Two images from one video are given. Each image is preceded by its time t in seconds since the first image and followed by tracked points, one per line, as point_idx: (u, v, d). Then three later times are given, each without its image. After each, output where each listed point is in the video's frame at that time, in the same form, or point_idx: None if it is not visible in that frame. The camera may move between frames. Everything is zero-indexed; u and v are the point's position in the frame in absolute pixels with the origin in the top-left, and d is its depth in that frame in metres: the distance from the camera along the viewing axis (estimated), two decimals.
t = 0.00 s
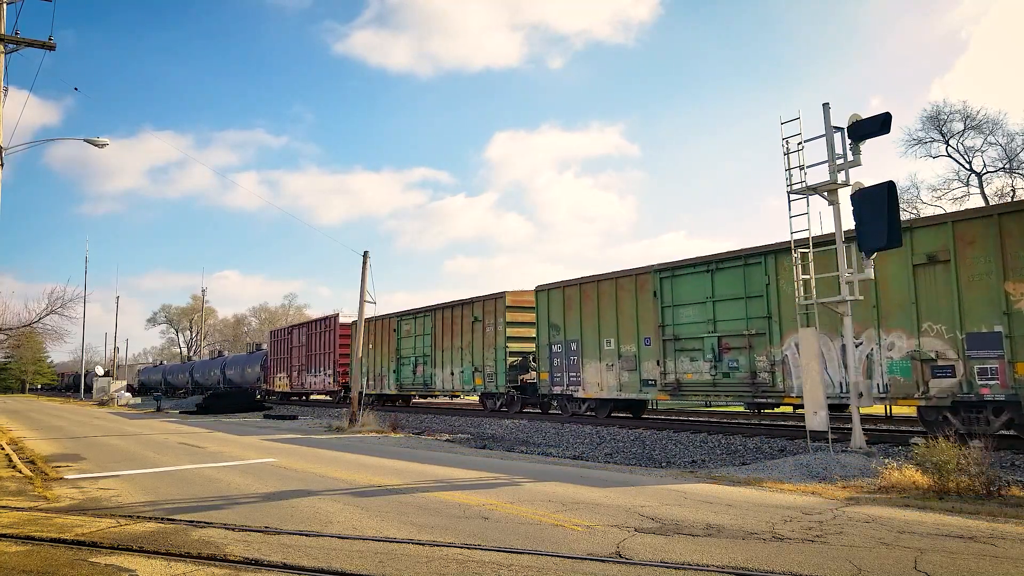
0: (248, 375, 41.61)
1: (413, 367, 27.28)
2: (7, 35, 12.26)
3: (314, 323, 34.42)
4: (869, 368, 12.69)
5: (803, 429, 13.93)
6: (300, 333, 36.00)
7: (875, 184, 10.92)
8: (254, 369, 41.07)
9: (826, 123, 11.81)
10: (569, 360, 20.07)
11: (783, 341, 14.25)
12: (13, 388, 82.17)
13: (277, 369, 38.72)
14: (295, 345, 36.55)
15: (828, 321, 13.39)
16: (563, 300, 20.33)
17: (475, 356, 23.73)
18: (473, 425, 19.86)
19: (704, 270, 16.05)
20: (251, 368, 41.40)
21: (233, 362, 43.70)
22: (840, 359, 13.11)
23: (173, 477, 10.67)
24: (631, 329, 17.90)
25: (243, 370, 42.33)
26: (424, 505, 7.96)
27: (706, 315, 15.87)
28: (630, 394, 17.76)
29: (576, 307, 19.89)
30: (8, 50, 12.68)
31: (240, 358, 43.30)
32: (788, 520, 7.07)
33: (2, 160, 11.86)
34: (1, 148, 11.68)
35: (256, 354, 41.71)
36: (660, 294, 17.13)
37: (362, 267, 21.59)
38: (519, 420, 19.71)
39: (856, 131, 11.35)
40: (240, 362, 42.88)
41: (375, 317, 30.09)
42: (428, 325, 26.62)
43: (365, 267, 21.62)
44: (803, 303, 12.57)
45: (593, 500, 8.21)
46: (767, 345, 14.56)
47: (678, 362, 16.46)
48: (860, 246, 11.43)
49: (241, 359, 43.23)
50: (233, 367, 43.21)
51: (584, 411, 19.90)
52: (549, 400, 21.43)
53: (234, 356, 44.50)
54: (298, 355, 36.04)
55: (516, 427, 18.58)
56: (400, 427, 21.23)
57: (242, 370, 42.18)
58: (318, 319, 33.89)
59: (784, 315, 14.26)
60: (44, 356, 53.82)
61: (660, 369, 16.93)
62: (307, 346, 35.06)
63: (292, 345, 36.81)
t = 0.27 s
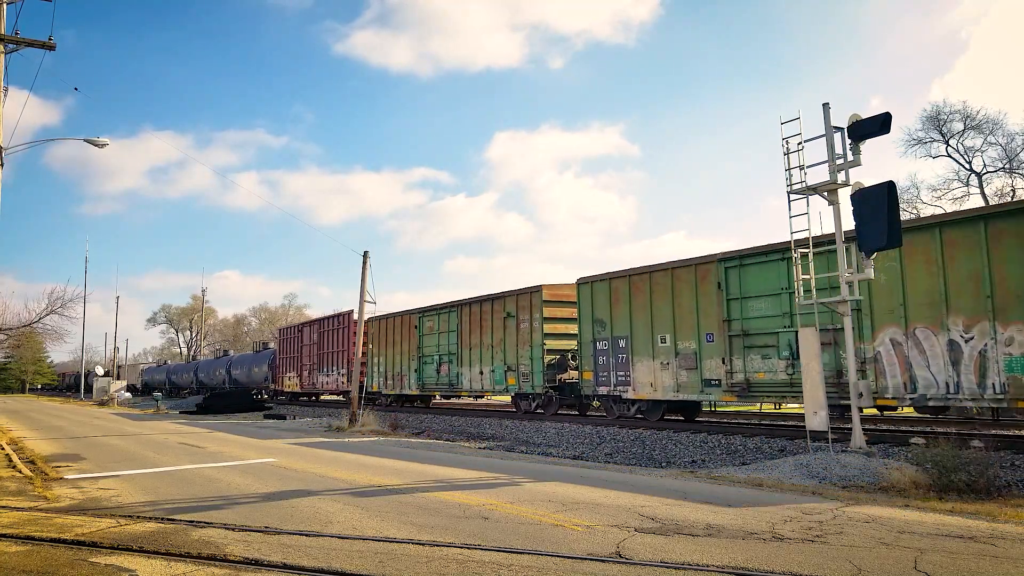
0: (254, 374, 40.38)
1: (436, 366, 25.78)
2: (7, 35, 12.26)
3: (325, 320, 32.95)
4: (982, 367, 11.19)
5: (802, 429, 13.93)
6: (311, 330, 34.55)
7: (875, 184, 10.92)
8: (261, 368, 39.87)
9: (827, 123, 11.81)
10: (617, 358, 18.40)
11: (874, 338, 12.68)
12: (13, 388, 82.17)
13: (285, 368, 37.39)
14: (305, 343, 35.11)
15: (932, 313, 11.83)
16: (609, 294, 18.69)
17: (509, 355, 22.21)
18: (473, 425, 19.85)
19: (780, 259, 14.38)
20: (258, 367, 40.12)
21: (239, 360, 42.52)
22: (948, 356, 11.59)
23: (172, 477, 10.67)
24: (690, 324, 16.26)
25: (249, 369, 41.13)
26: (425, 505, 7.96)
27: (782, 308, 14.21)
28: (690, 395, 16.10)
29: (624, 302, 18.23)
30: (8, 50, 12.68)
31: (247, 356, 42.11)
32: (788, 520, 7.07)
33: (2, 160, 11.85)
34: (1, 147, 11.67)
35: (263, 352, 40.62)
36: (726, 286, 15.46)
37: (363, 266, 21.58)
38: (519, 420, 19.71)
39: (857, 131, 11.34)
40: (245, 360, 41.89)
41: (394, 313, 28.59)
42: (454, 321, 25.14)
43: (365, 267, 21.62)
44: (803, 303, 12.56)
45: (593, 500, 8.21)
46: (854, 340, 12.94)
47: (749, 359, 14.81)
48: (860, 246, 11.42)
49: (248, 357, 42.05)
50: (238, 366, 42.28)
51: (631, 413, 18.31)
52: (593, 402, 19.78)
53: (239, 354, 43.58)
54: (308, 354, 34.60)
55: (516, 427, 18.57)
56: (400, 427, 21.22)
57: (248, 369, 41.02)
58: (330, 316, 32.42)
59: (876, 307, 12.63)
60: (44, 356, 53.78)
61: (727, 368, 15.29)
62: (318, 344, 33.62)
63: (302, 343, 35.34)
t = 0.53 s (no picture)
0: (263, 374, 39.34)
1: (462, 365, 24.23)
2: (7, 35, 12.26)
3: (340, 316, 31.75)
4: None
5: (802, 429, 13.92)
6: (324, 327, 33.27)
7: (875, 184, 10.93)
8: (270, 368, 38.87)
9: (827, 123, 11.81)
10: (673, 356, 16.88)
11: (987, 332, 11.12)
12: (13, 388, 82.19)
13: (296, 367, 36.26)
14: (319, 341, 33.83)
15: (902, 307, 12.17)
16: (663, 285, 17.19)
17: (546, 353, 20.57)
18: (473, 424, 19.85)
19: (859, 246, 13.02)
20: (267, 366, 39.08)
21: (247, 360, 41.55)
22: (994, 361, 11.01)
23: (172, 477, 10.67)
24: (759, 319, 14.80)
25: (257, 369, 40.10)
26: (425, 505, 7.96)
27: (871, 299, 12.62)
28: (762, 396, 14.63)
29: (679, 295, 16.75)
30: (8, 50, 12.68)
31: (255, 356, 41.09)
32: (788, 520, 7.07)
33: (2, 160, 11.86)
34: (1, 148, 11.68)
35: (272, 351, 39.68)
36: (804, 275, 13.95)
37: (363, 266, 21.59)
38: (519, 420, 19.70)
39: (857, 131, 11.35)
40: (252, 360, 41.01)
41: (414, 308, 27.02)
42: (483, 317, 23.59)
43: (365, 267, 21.63)
44: (803, 303, 12.57)
45: (593, 500, 8.21)
46: (964, 335, 11.39)
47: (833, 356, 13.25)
48: (860, 246, 11.43)
49: (257, 356, 41.05)
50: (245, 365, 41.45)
51: (689, 416, 16.76)
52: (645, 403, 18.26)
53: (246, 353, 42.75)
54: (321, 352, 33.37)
55: (516, 427, 18.57)
56: (400, 427, 21.21)
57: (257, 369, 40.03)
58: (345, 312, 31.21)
59: (990, 295, 11.13)
60: (44, 356, 53.76)
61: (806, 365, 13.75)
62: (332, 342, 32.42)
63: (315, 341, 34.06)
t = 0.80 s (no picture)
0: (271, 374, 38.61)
1: (493, 365, 22.70)
2: (7, 35, 12.26)
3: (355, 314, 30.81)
4: None
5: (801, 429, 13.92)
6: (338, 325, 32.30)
7: (875, 184, 10.92)
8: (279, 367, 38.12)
9: (827, 123, 11.81)
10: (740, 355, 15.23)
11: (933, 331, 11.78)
12: (13, 387, 82.24)
13: (307, 367, 35.35)
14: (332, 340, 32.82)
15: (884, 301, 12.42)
16: (730, 276, 15.41)
17: (590, 351, 18.97)
18: (473, 425, 19.85)
19: (928, 237, 11.95)
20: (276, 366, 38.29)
21: (256, 360, 40.81)
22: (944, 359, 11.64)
23: (173, 477, 10.68)
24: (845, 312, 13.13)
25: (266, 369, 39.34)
26: (425, 505, 7.96)
27: (983, 288, 11.28)
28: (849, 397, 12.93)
29: (748, 288, 15.02)
30: (8, 50, 12.69)
31: (264, 356, 40.34)
32: (788, 520, 7.07)
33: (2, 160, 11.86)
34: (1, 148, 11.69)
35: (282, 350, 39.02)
36: (900, 262, 12.27)
37: (363, 266, 21.59)
38: (519, 420, 19.70)
39: (857, 131, 11.34)
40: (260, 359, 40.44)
41: (438, 305, 25.54)
42: (515, 313, 21.96)
43: (365, 267, 21.63)
44: (803, 303, 12.55)
45: (593, 500, 8.22)
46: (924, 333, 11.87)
47: (938, 353, 11.69)
48: (860, 246, 11.43)
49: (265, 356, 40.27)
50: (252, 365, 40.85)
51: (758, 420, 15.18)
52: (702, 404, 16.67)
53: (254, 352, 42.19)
54: (334, 351, 32.46)
55: (516, 427, 18.57)
56: (400, 427, 21.21)
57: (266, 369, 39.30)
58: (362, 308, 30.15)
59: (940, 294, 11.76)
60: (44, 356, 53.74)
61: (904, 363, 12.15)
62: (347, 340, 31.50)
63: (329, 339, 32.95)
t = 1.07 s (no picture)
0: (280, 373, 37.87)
1: (527, 364, 21.29)
2: (7, 35, 12.27)
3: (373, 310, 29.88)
4: None
5: (801, 430, 13.91)
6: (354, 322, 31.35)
7: (874, 184, 10.93)
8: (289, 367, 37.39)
9: (827, 123, 11.81)
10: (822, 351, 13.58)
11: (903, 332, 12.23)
12: (13, 387, 82.26)
13: (318, 366, 34.50)
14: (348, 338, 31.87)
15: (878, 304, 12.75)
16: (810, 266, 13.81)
17: (640, 348, 17.56)
18: (473, 425, 19.85)
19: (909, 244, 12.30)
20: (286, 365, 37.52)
21: (264, 359, 40.05)
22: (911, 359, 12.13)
23: (172, 477, 10.68)
24: (950, 304, 11.57)
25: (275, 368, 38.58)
26: (425, 506, 7.96)
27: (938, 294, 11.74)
28: (957, 399, 11.39)
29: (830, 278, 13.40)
30: (7, 50, 12.69)
31: (273, 355, 39.56)
32: (788, 520, 7.07)
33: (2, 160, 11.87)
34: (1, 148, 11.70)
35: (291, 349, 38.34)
36: (1021, 246, 10.81)
37: (363, 266, 21.61)
38: (519, 420, 19.69)
39: (857, 131, 11.34)
40: (268, 358, 39.74)
41: (464, 299, 24.18)
42: (553, 307, 20.50)
43: (365, 267, 21.64)
44: (803, 303, 12.54)
45: (593, 500, 8.22)
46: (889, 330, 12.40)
47: None
48: (860, 246, 11.42)
49: (275, 355, 39.48)
50: (259, 364, 40.17)
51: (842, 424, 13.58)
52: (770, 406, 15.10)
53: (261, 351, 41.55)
54: (350, 349, 31.52)
55: (516, 427, 18.57)
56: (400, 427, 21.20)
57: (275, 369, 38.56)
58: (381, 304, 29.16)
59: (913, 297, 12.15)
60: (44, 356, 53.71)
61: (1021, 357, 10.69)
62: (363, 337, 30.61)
63: (345, 337, 31.96)
